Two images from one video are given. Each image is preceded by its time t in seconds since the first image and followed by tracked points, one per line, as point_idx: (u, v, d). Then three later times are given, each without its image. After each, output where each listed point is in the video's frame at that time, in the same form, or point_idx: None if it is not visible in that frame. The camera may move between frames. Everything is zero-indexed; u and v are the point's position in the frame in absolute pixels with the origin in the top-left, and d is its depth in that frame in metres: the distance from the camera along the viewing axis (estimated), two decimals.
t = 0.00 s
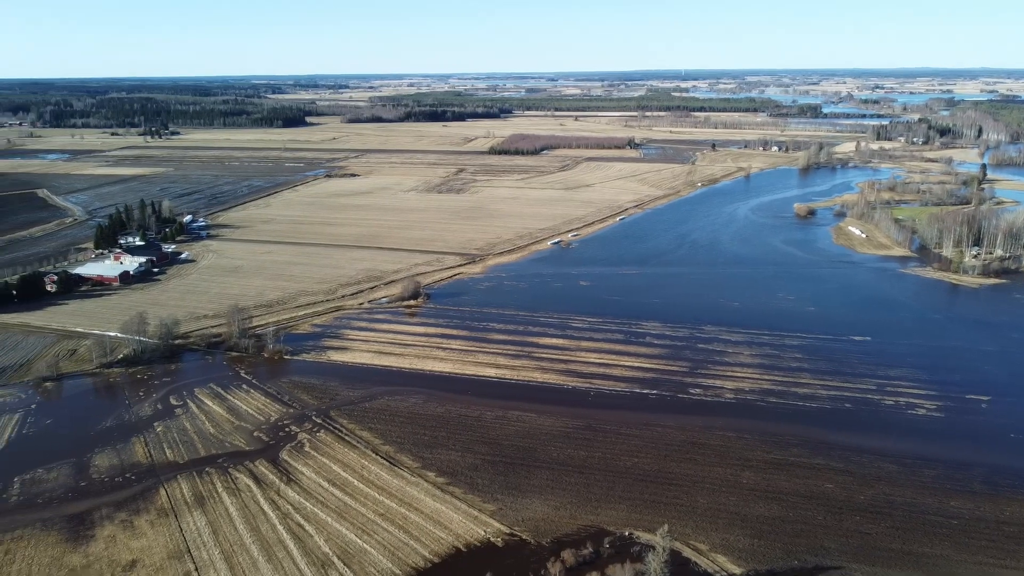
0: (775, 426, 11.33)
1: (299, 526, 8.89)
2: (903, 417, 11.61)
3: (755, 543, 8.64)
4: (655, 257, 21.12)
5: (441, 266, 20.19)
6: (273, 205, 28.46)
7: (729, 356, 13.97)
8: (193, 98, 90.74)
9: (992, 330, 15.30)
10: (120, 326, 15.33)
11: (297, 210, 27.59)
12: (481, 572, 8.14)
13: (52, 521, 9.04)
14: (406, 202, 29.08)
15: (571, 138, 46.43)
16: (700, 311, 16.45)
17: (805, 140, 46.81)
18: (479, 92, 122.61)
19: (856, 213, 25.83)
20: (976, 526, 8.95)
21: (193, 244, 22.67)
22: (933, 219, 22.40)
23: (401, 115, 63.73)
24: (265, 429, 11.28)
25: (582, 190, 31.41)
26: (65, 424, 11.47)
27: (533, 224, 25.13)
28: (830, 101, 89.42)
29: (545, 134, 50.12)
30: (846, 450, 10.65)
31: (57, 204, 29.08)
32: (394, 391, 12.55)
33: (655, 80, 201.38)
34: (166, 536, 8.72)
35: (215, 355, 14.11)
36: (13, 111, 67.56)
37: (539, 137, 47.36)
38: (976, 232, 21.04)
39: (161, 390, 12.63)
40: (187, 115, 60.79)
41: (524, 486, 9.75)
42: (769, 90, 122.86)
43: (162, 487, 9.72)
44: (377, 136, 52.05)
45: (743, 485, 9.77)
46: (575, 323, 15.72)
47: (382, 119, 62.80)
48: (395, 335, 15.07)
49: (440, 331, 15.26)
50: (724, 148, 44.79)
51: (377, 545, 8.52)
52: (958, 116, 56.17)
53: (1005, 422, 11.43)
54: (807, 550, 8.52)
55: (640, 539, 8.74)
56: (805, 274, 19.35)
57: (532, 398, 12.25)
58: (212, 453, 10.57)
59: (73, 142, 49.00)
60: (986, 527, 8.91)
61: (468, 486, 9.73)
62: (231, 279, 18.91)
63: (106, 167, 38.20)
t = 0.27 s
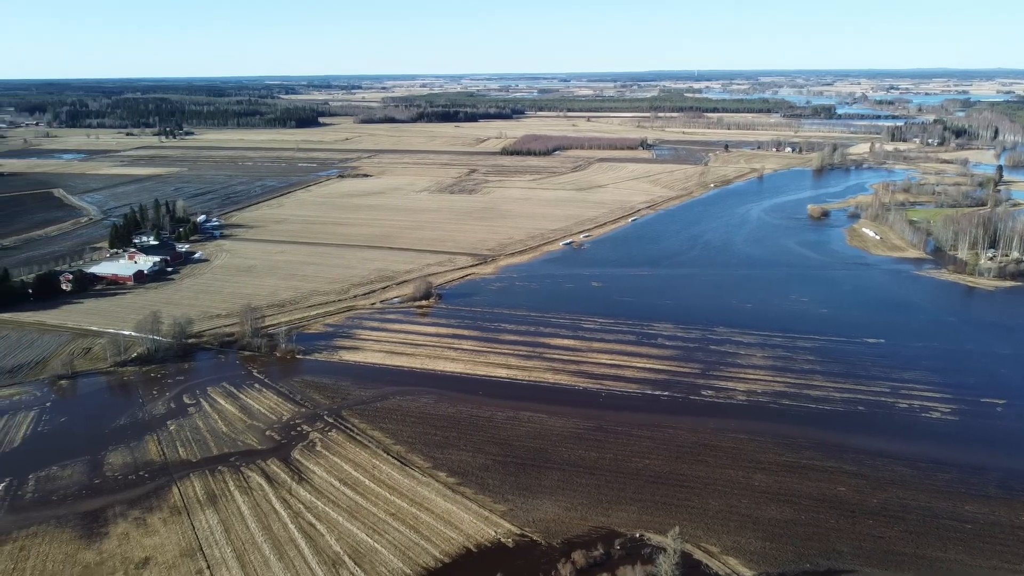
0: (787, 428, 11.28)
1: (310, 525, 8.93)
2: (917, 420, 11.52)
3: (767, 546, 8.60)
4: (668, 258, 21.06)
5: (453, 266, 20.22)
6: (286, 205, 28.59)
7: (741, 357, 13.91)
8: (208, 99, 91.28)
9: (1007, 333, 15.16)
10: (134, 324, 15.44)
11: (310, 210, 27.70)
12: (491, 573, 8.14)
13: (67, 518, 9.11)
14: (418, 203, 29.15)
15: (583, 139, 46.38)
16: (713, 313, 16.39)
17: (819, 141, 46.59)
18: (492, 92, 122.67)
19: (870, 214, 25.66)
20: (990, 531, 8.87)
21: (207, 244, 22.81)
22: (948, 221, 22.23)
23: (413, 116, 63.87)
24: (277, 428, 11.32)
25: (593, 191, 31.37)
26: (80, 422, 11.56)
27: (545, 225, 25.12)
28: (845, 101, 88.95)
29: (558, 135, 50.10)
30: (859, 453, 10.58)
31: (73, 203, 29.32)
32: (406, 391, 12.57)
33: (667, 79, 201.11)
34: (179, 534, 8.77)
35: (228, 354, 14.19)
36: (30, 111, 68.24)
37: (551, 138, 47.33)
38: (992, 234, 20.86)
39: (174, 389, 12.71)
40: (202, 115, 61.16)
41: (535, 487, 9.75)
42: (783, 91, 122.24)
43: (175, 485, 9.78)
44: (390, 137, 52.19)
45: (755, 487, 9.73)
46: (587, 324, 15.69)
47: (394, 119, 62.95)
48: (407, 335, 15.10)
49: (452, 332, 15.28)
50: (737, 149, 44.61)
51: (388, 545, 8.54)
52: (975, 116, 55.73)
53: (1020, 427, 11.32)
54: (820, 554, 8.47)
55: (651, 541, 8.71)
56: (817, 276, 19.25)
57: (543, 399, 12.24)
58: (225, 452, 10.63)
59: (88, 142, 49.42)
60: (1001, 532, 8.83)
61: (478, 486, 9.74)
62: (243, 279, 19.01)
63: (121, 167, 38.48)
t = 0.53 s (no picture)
0: (799, 430, 11.22)
1: (321, 524, 8.95)
2: (931, 423, 11.43)
3: (778, 549, 8.55)
4: (679, 259, 21.01)
5: (464, 266, 20.24)
6: (298, 205, 28.70)
7: (753, 359, 13.86)
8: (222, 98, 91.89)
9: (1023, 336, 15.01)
10: (147, 323, 15.54)
11: (322, 210, 27.80)
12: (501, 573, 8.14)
13: (80, 515, 9.17)
14: (430, 203, 29.19)
15: (594, 139, 46.33)
16: (725, 314, 16.32)
17: (832, 142, 46.36)
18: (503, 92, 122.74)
19: (884, 216, 25.49)
20: (1004, 535, 8.80)
21: (219, 243, 22.93)
22: (963, 222, 22.05)
23: (425, 116, 64.01)
24: (288, 427, 11.36)
25: (605, 191, 31.34)
26: (94, 420, 11.64)
27: (557, 226, 25.11)
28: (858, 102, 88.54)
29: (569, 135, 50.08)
30: (872, 456, 10.52)
31: (87, 202, 29.55)
32: (416, 391, 12.59)
33: (679, 79, 200.66)
34: (191, 532, 8.81)
35: (241, 353, 14.26)
36: (46, 111, 68.86)
37: (563, 139, 47.30)
38: (1007, 236, 20.68)
39: (186, 388, 12.78)
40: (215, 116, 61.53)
41: (546, 488, 9.74)
42: (796, 92, 121.69)
43: (187, 483, 9.83)
44: (402, 137, 52.31)
45: (766, 489, 9.68)
46: (598, 325, 15.66)
47: (407, 120, 63.10)
48: (418, 335, 15.12)
49: (463, 332, 15.30)
50: (749, 149, 44.44)
51: (398, 544, 8.55)
52: (990, 117, 55.29)
53: None
54: (831, 557, 8.42)
55: (661, 542, 8.69)
56: (830, 277, 19.15)
57: (554, 400, 12.23)
58: (237, 450, 10.67)
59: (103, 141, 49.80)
60: (1015, 537, 8.75)
61: (489, 487, 9.74)
62: (256, 278, 19.10)
63: (135, 167, 38.76)
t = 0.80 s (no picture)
0: (811, 432, 11.16)
1: (331, 523, 8.98)
2: (944, 426, 11.35)
3: (790, 551, 8.51)
4: (691, 260, 20.96)
5: (475, 266, 20.26)
6: (310, 205, 28.80)
7: (765, 361, 13.80)
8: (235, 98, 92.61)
9: None
10: (160, 322, 15.64)
11: (334, 210, 27.89)
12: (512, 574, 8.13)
13: (93, 512, 9.24)
14: (441, 203, 29.23)
15: (606, 140, 46.24)
16: (736, 315, 16.27)
17: (845, 143, 46.14)
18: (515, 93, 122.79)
19: (898, 217, 25.32)
20: (1019, 540, 8.71)
21: (232, 242, 23.05)
22: (978, 224, 21.87)
23: (437, 116, 64.14)
24: (300, 426, 11.40)
25: (617, 192, 31.29)
26: (107, 418, 11.72)
27: (568, 226, 25.10)
28: (872, 102, 88.31)
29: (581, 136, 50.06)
30: (885, 459, 10.45)
31: (102, 202, 29.77)
32: (427, 391, 12.61)
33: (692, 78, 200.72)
34: (202, 530, 8.85)
35: (253, 352, 14.34)
36: (61, 111, 69.41)
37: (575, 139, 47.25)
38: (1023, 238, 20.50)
39: (198, 386, 12.85)
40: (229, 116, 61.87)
41: (556, 488, 9.73)
42: (809, 92, 121.25)
43: (199, 482, 9.88)
44: (413, 137, 52.39)
45: (778, 492, 9.64)
46: (609, 325, 15.65)
47: (418, 120, 63.24)
48: (429, 335, 15.15)
49: (473, 332, 15.31)
50: (762, 150, 44.25)
51: (409, 544, 8.57)
52: (1006, 118, 54.90)
53: None
54: (843, 560, 8.37)
55: (672, 544, 8.66)
56: (842, 279, 19.05)
57: (565, 400, 12.21)
58: (248, 449, 10.72)
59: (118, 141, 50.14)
60: None
61: (499, 487, 9.74)
62: (268, 278, 19.17)
63: (149, 167, 39.01)
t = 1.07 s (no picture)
0: (823, 435, 11.10)
1: (342, 522, 9.00)
2: (958, 429, 11.26)
3: (801, 554, 8.48)
4: (702, 261, 20.90)
5: (486, 266, 20.27)
6: (322, 205, 28.89)
7: (776, 362, 13.74)
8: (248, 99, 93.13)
9: None
10: (173, 321, 15.73)
11: (345, 210, 27.98)
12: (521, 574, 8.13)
13: (106, 510, 9.30)
14: (452, 203, 29.27)
15: (618, 141, 46.16)
16: (748, 317, 16.20)
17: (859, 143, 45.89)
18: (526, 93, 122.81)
19: (911, 218, 25.15)
20: None
21: (244, 242, 23.16)
22: (993, 226, 21.69)
23: (449, 117, 64.21)
24: (311, 426, 11.44)
25: (628, 193, 31.23)
26: (121, 415, 11.80)
27: (579, 227, 25.08)
28: (885, 103, 87.81)
29: (592, 136, 50.02)
30: (897, 462, 10.39)
31: (116, 201, 29.97)
32: (438, 391, 12.63)
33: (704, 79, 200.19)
34: (214, 528, 8.90)
35: (264, 351, 14.40)
36: (76, 111, 69.93)
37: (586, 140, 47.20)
38: None
39: (211, 385, 12.92)
40: (242, 116, 62.18)
41: (567, 489, 9.72)
42: (822, 92, 120.67)
43: (211, 480, 9.93)
44: (425, 138, 52.47)
45: (789, 494, 9.60)
46: (620, 326, 15.62)
47: (430, 120, 63.36)
48: (440, 335, 15.17)
49: (484, 332, 15.32)
50: (775, 151, 44.04)
51: (419, 544, 8.58)
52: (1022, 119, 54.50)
53: None
54: (855, 564, 8.32)
55: (682, 546, 8.64)
56: (855, 280, 18.94)
57: (575, 401, 12.20)
58: (260, 448, 10.77)
59: (132, 141, 50.47)
60: None
61: (509, 488, 9.74)
62: (280, 277, 19.26)
63: (163, 167, 39.24)
